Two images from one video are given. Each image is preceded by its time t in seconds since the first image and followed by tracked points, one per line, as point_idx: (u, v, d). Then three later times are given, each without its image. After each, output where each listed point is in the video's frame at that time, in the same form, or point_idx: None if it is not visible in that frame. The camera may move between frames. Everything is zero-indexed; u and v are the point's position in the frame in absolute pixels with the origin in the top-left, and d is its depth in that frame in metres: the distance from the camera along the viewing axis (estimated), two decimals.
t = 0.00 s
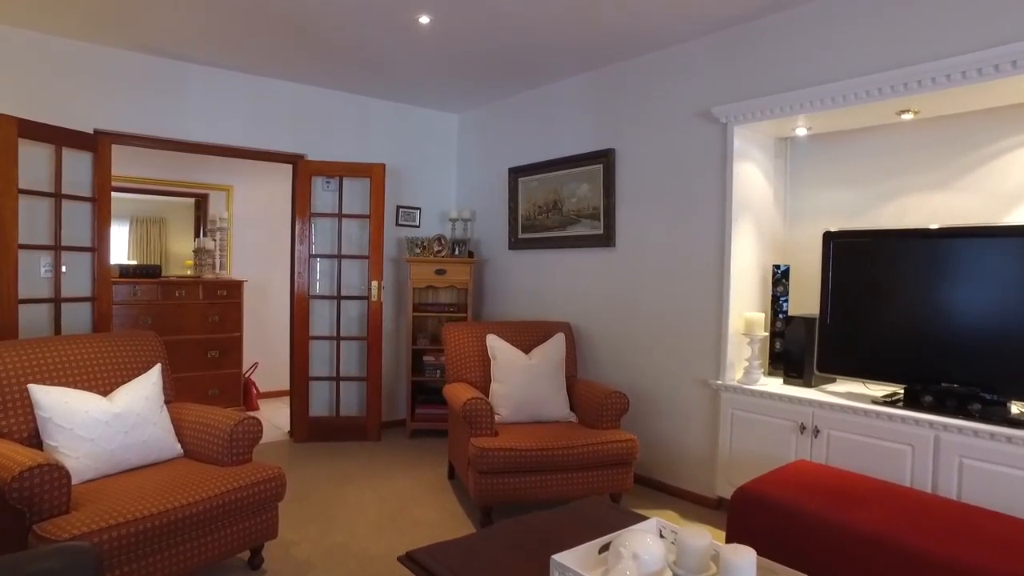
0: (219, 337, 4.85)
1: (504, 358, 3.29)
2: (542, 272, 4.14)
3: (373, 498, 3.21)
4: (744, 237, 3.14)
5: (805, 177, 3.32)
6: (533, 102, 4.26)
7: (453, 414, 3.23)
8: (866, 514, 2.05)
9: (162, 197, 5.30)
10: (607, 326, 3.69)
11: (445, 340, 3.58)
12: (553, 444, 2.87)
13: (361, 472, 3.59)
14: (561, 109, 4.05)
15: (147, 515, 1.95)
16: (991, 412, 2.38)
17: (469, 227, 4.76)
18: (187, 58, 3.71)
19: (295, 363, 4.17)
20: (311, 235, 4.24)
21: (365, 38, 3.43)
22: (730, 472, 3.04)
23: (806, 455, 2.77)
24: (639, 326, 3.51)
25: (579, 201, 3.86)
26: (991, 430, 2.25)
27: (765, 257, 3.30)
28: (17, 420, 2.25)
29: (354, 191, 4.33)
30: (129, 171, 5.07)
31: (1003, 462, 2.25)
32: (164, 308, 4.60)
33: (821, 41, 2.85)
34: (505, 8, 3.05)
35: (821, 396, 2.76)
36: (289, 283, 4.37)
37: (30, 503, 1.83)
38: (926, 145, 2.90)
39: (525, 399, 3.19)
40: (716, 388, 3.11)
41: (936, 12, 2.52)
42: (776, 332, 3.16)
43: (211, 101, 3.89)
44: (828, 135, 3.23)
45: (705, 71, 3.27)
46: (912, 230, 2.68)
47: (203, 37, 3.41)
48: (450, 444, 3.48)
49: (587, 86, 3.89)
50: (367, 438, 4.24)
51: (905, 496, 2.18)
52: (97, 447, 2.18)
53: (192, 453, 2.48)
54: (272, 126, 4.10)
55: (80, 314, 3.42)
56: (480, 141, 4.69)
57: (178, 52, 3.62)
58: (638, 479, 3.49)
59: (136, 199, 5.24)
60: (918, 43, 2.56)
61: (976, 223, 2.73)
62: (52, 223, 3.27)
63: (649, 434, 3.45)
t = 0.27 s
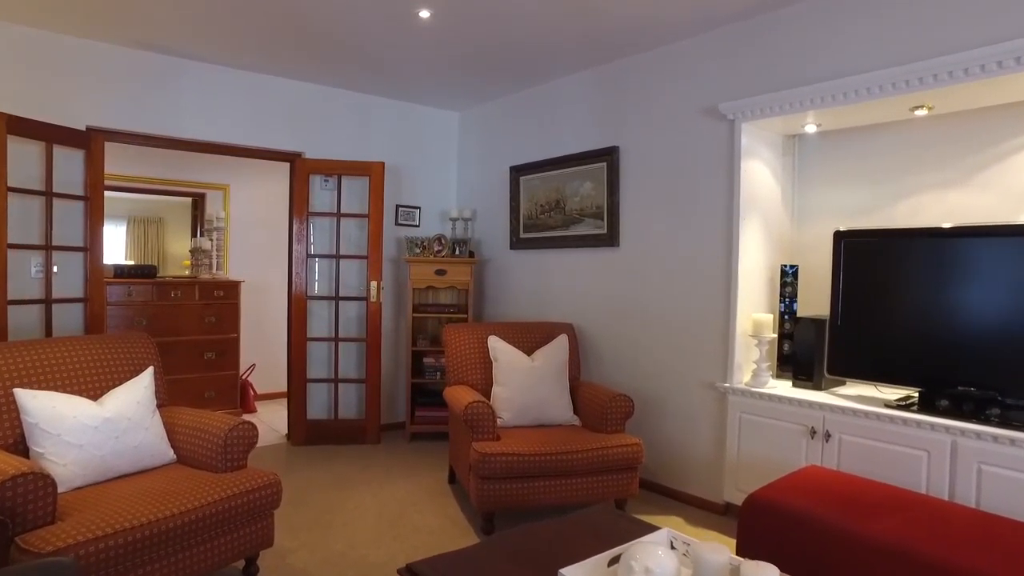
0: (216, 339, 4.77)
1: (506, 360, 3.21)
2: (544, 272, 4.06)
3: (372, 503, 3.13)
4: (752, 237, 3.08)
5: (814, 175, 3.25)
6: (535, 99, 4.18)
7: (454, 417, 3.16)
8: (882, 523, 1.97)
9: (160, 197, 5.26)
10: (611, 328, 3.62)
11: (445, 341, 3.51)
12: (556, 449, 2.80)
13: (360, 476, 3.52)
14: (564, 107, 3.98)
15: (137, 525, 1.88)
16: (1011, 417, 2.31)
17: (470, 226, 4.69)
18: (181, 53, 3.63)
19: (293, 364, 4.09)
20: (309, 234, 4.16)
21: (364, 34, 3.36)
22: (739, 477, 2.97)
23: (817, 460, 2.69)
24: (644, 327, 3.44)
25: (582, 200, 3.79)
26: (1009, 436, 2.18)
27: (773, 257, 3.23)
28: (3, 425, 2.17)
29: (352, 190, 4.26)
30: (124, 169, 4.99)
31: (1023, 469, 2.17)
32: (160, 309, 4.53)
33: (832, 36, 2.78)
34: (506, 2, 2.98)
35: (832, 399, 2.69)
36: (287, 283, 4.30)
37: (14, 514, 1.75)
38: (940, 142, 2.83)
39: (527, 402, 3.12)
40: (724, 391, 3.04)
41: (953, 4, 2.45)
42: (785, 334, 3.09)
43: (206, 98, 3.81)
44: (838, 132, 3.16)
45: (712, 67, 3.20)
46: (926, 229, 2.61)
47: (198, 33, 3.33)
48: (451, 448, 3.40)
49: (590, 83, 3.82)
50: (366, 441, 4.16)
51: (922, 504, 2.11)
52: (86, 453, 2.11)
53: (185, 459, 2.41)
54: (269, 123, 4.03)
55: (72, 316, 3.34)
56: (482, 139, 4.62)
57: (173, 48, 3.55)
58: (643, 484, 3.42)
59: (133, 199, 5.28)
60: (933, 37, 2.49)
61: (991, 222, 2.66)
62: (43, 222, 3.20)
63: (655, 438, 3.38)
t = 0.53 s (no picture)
0: (212, 340, 4.69)
1: (509, 361, 3.13)
2: (547, 272, 3.99)
3: (371, 509, 3.05)
4: (762, 235, 3.00)
5: (825, 172, 3.17)
6: (537, 96, 4.11)
7: (456, 421, 3.08)
8: (903, 532, 1.90)
9: (156, 194, 5.09)
10: (616, 328, 3.54)
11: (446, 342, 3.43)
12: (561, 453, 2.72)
13: (359, 481, 3.44)
14: (567, 103, 3.90)
15: (126, 536, 1.79)
16: None
17: (471, 225, 4.61)
18: (176, 47, 3.55)
19: (291, 366, 4.01)
20: (307, 234, 4.08)
21: (364, 28, 3.28)
22: (749, 482, 2.89)
23: (830, 464, 2.62)
24: (650, 327, 3.37)
25: (586, 198, 3.71)
26: None
27: (782, 256, 3.15)
28: None
29: (352, 188, 4.18)
30: (118, 167, 4.90)
31: None
32: (155, 309, 4.44)
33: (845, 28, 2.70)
34: None
35: (846, 401, 2.61)
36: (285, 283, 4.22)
37: None
38: (955, 137, 2.76)
39: (531, 405, 3.04)
40: (733, 393, 2.96)
41: None
42: (795, 334, 3.01)
43: (202, 94, 3.73)
44: (849, 128, 3.08)
45: (720, 61, 3.12)
46: (943, 226, 2.53)
47: (192, 26, 3.25)
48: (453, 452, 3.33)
49: (594, 79, 3.74)
50: (366, 444, 4.08)
51: (944, 511, 2.03)
52: (74, 459, 2.03)
53: (178, 464, 2.32)
54: (266, 120, 3.95)
55: (63, 316, 3.26)
56: (483, 136, 4.54)
57: (168, 42, 3.47)
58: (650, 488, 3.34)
59: (128, 198, 5.03)
60: (950, 28, 2.41)
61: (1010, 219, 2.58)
62: (33, 220, 3.11)
63: (661, 441, 3.30)
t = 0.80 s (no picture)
0: (209, 341, 4.60)
1: (513, 364, 3.04)
2: (552, 272, 3.90)
3: (372, 516, 2.96)
4: (774, 233, 2.92)
5: (837, 169, 3.09)
6: (541, 92, 4.02)
7: (459, 425, 2.99)
8: (931, 545, 1.81)
9: (152, 193, 4.98)
10: (623, 330, 3.46)
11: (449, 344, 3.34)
12: (568, 459, 2.63)
13: (359, 487, 3.35)
14: (572, 99, 3.82)
15: (115, 550, 1.70)
16: None
17: (473, 224, 4.52)
18: (170, 41, 3.46)
19: (289, 368, 3.92)
20: (305, 233, 3.99)
21: (363, 21, 3.19)
22: (761, 488, 2.81)
23: (847, 471, 2.53)
24: (657, 329, 3.28)
25: (592, 196, 3.63)
26: None
27: (794, 255, 3.07)
28: None
29: (351, 186, 4.09)
30: (113, 165, 4.81)
31: None
32: (151, 310, 4.35)
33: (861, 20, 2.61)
34: None
35: (863, 406, 2.53)
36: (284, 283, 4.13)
37: None
38: (973, 133, 2.67)
39: (537, 408, 2.96)
40: (744, 396, 2.88)
41: None
42: (808, 336, 2.93)
43: (198, 89, 3.64)
44: (863, 124, 3.00)
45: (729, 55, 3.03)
46: (963, 224, 2.45)
47: (186, 19, 3.16)
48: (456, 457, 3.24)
49: (599, 74, 3.66)
50: (366, 448, 3.99)
51: (973, 524, 1.94)
52: (62, 468, 1.94)
53: (171, 471, 2.24)
54: (263, 116, 3.86)
55: (55, 317, 3.17)
56: (485, 134, 4.45)
57: (162, 36, 3.37)
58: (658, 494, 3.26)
59: (124, 197, 4.90)
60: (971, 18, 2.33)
61: None
62: (23, 219, 3.02)
63: (670, 446, 3.22)
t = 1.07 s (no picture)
0: (207, 343, 4.52)
1: (519, 368, 2.96)
2: (557, 273, 3.82)
3: (375, 525, 2.88)
4: (787, 233, 2.84)
5: (852, 168, 3.01)
6: (546, 89, 3.94)
7: (464, 431, 2.91)
8: (963, 560, 1.73)
9: (149, 192, 4.91)
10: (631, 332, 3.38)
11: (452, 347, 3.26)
12: (577, 467, 2.55)
13: (361, 494, 3.27)
14: (578, 97, 3.74)
15: (107, 567, 1.62)
16: None
17: (476, 224, 4.44)
18: (167, 36, 3.37)
19: (289, 371, 3.83)
20: (305, 233, 3.91)
21: (364, 17, 3.10)
22: (776, 495, 2.73)
23: (865, 478, 2.46)
24: (667, 331, 3.21)
25: (598, 196, 3.55)
26: None
27: (808, 256, 3.00)
28: None
29: (352, 186, 4.01)
30: (109, 163, 4.71)
31: None
32: (147, 312, 4.27)
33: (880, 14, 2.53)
34: None
35: (882, 411, 2.45)
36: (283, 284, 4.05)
37: None
38: (994, 131, 2.60)
39: (544, 414, 2.88)
40: (757, 401, 2.81)
41: None
42: (823, 339, 2.86)
43: (195, 86, 3.55)
44: (879, 122, 2.92)
45: (742, 51, 2.95)
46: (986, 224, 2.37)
47: (183, 14, 3.07)
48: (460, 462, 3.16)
49: (606, 71, 3.58)
50: (367, 453, 3.91)
51: (1004, 538, 1.86)
52: (51, 479, 1.86)
53: (167, 481, 2.15)
54: (262, 114, 3.77)
55: (48, 320, 3.08)
56: (488, 132, 4.37)
57: (158, 31, 3.29)
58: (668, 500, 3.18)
59: (122, 196, 4.85)
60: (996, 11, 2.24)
61: None
62: (15, 218, 2.94)
63: (680, 451, 3.14)
